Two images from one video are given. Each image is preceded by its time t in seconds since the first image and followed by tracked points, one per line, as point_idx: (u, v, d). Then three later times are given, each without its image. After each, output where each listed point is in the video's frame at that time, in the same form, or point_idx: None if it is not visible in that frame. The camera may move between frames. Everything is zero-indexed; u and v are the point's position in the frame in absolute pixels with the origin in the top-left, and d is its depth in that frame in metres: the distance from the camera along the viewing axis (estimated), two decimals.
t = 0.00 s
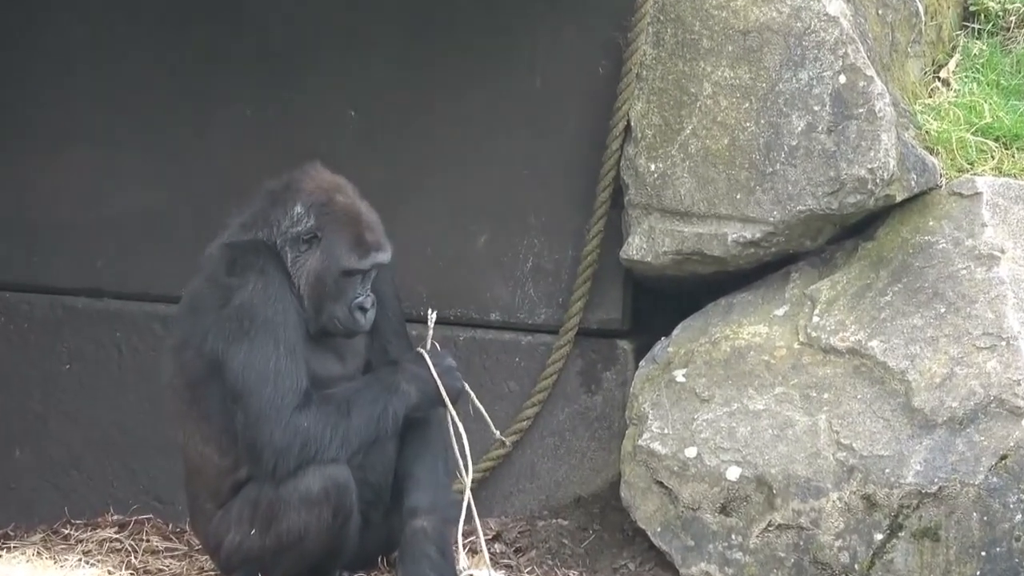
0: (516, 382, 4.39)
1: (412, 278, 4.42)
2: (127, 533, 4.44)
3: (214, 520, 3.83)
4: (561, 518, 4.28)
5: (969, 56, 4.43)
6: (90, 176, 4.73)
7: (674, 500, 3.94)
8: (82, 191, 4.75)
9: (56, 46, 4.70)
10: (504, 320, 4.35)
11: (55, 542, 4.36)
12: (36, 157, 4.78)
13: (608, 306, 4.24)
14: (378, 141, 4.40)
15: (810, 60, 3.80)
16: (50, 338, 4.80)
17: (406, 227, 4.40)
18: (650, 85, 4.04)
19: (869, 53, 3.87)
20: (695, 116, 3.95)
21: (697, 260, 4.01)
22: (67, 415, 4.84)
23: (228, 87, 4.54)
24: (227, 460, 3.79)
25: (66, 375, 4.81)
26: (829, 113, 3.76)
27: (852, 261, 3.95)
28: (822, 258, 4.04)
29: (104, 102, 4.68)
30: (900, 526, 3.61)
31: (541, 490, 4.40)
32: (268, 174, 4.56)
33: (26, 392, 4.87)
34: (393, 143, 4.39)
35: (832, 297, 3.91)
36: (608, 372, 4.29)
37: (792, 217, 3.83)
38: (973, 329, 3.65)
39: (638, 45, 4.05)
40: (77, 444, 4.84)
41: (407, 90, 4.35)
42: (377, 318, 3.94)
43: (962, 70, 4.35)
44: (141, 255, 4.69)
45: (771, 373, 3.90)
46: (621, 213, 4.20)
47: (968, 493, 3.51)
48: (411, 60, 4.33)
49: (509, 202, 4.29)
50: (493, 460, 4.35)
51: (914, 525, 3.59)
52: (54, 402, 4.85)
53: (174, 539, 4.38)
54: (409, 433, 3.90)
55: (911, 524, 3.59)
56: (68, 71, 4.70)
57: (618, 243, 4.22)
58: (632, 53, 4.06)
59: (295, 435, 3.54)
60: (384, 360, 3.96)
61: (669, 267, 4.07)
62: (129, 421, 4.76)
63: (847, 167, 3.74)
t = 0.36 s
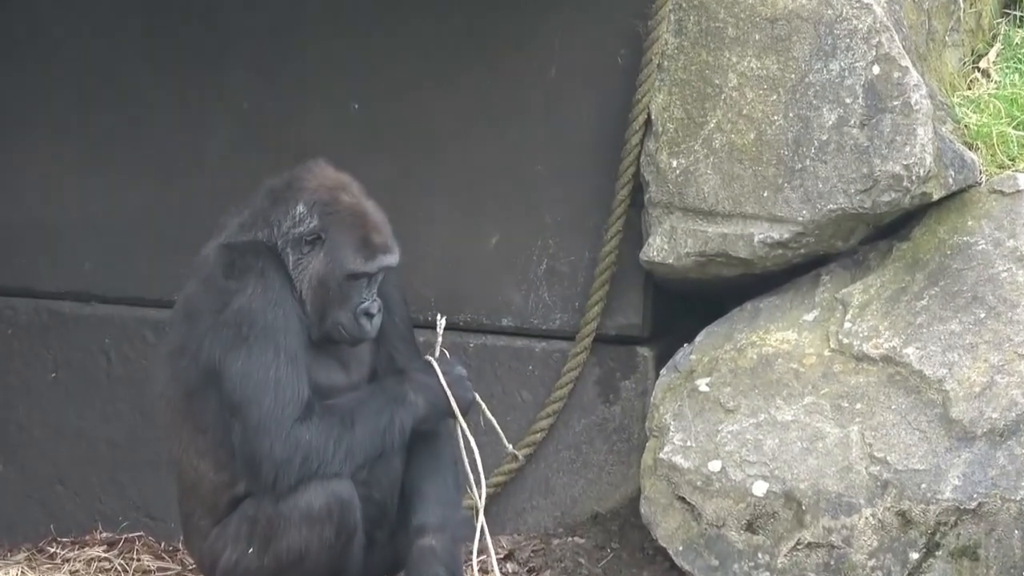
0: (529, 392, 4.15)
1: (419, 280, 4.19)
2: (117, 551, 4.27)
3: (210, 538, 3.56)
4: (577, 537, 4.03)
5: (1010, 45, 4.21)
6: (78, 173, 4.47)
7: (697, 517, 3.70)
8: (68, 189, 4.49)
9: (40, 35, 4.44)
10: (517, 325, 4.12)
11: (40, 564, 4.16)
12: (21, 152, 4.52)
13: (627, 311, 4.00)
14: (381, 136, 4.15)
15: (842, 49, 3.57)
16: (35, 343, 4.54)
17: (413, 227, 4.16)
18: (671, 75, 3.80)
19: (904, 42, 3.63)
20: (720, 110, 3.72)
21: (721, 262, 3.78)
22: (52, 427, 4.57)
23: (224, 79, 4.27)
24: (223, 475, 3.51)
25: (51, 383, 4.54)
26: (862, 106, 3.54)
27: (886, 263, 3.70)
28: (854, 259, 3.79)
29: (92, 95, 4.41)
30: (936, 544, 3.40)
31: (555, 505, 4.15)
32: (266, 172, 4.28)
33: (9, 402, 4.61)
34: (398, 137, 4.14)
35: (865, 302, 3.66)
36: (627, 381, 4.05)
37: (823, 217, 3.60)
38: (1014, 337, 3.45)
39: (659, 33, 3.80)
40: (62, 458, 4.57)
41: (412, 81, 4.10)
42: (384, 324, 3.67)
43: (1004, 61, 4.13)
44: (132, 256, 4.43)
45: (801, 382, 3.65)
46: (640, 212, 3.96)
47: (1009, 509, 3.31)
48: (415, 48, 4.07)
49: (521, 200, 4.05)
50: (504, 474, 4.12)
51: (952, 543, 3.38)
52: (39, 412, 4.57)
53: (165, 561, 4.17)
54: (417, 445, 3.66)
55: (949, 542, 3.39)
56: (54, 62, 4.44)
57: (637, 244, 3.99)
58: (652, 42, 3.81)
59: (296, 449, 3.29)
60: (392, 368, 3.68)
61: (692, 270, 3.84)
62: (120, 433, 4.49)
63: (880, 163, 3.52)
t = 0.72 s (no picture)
0: (546, 398, 3.91)
1: (428, 278, 3.93)
2: (105, 568, 4.06)
3: (204, 555, 3.30)
4: (596, 553, 3.82)
5: None
6: (57, 165, 4.14)
7: (724, 533, 3.45)
8: (46, 182, 4.15)
9: (14, 17, 4.10)
10: (533, 325, 3.87)
11: None
12: None
13: (650, 312, 3.77)
14: (388, 124, 3.89)
15: (881, 32, 3.32)
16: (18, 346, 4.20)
17: (423, 220, 3.91)
18: (698, 61, 3.57)
19: (947, 24, 3.39)
20: (749, 97, 3.49)
21: (751, 259, 3.54)
22: (36, 437, 4.24)
23: (216, 64, 3.97)
24: (219, 487, 3.23)
25: (35, 388, 4.21)
26: (902, 93, 3.29)
27: (926, 261, 3.46)
28: (893, 256, 3.55)
29: (73, 81, 4.09)
30: (980, 561, 3.15)
31: (571, 517, 3.91)
32: (262, 164, 3.98)
33: None
34: (407, 125, 3.88)
35: (904, 302, 3.42)
36: (650, 387, 3.82)
37: (859, 211, 3.35)
38: None
39: (686, 15, 3.57)
40: (45, 470, 4.25)
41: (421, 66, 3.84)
42: (391, 326, 3.43)
43: None
44: (122, 251, 4.10)
45: (837, 389, 3.41)
46: (665, 207, 3.74)
47: None
48: (425, 30, 3.82)
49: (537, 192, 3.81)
50: (519, 487, 3.87)
51: (998, 559, 3.13)
52: (21, 422, 4.25)
53: None
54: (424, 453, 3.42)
55: (994, 558, 3.14)
56: (29, 45, 4.10)
57: (660, 243, 3.76)
58: (678, 25, 3.59)
59: (298, 460, 3.05)
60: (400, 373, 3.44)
61: (719, 268, 3.60)
62: (111, 444, 4.18)
63: (920, 155, 3.27)
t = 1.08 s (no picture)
0: (560, 400, 3.89)
1: (441, 279, 3.91)
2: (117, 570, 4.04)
3: (216, 556, 3.24)
4: (611, 554, 3.80)
5: None
6: (67, 165, 4.12)
7: (741, 534, 3.42)
8: (54, 183, 4.13)
9: (21, 18, 4.09)
10: (547, 326, 3.85)
11: None
12: None
13: (665, 312, 3.75)
14: (402, 123, 3.87)
15: (898, 31, 3.31)
16: (29, 347, 4.18)
17: (438, 220, 3.88)
18: (713, 59, 3.55)
19: (965, 22, 3.37)
20: (764, 96, 3.47)
21: (766, 259, 3.52)
22: (47, 438, 4.21)
23: (228, 64, 3.96)
24: (231, 487, 3.19)
25: (46, 390, 4.19)
26: (919, 91, 3.27)
27: (943, 260, 3.43)
28: (909, 256, 3.53)
29: (83, 81, 4.07)
30: (999, 562, 3.12)
31: (585, 518, 3.88)
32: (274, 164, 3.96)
33: None
34: (421, 125, 3.86)
35: (921, 302, 3.39)
36: (665, 388, 3.80)
37: (876, 211, 3.33)
38: None
39: (701, 13, 3.56)
40: (56, 472, 4.22)
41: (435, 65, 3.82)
42: (404, 325, 3.41)
43: None
44: (134, 252, 4.09)
45: (855, 390, 3.37)
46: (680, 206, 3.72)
47: None
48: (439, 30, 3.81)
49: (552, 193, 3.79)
50: (532, 488, 3.85)
51: (1017, 561, 3.10)
52: (32, 424, 4.22)
53: None
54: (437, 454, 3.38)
55: (1013, 561, 3.10)
56: (38, 46, 4.09)
57: (675, 240, 3.73)
58: (693, 23, 3.57)
59: (310, 460, 3.01)
60: (413, 373, 3.41)
61: (735, 268, 3.58)
62: (121, 444, 4.16)
63: (937, 154, 3.25)
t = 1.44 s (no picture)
0: (568, 396, 3.88)
1: (449, 274, 3.89)
2: (126, 565, 4.06)
3: (224, 548, 3.12)
4: (619, 551, 3.80)
5: None
6: (73, 159, 4.11)
7: (749, 530, 3.41)
8: (59, 178, 4.12)
9: (26, 12, 4.08)
10: (556, 322, 3.83)
11: None
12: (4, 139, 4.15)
13: (673, 308, 3.75)
14: (410, 119, 3.86)
15: (906, 27, 3.30)
16: (35, 344, 4.17)
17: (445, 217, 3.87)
18: (722, 55, 3.54)
19: (975, 18, 3.36)
20: (772, 91, 3.46)
21: (775, 255, 3.51)
22: (55, 433, 4.21)
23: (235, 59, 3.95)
24: (242, 474, 3.08)
25: (53, 385, 4.18)
26: (928, 87, 3.27)
27: (951, 256, 3.42)
28: (918, 252, 3.52)
29: (90, 76, 4.06)
30: (1006, 559, 3.11)
31: (592, 514, 3.88)
32: (283, 160, 3.95)
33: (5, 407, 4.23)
34: (429, 120, 3.85)
35: (930, 298, 3.39)
36: (673, 383, 3.80)
37: (885, 207, 3.32)
38: None
39: (709, 9, 3.56)
40: (62, 468, 4.22)
41: (444, 60, 3.81)
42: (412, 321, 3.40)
43: None
44: (140, 247, 4.07)
45: (863, 386, 3.37)
46: (689, 202, 3.72)
47: None
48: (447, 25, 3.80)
49: (561, 188, 3.78)
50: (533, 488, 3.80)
51: None
52: (39, 419, 4.21)
53: None
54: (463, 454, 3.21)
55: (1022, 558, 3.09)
56: (43, 40, 4.08)
57: (684, 236, 3.74)
58: (701, 17, 3.57)
59: (317, 451, 2.82)
60: (423, 367, 3.37)
61: (743, 264, 3.58)
62: (128, 439, 4.15)
63: (945, 150, 3.25)
